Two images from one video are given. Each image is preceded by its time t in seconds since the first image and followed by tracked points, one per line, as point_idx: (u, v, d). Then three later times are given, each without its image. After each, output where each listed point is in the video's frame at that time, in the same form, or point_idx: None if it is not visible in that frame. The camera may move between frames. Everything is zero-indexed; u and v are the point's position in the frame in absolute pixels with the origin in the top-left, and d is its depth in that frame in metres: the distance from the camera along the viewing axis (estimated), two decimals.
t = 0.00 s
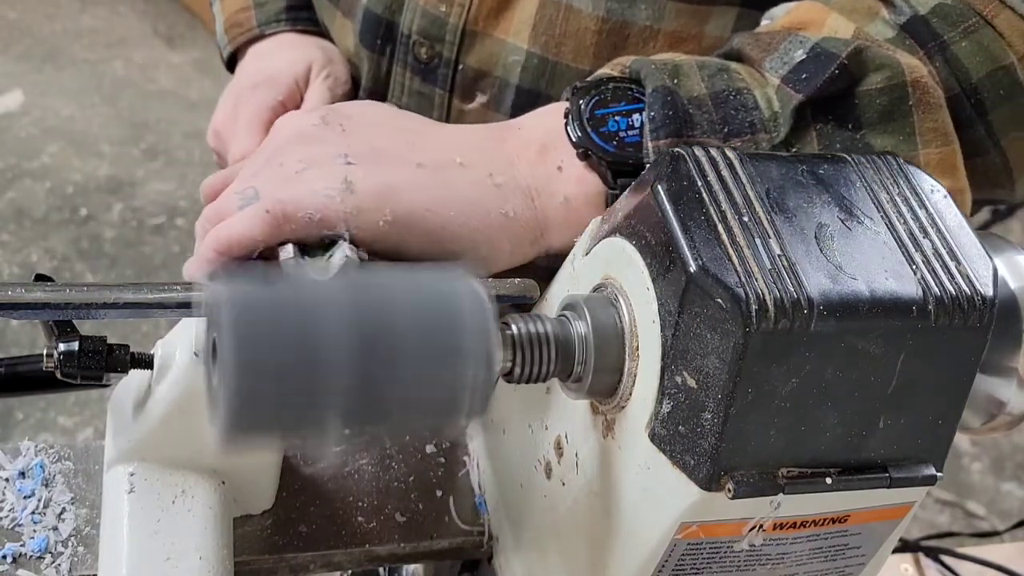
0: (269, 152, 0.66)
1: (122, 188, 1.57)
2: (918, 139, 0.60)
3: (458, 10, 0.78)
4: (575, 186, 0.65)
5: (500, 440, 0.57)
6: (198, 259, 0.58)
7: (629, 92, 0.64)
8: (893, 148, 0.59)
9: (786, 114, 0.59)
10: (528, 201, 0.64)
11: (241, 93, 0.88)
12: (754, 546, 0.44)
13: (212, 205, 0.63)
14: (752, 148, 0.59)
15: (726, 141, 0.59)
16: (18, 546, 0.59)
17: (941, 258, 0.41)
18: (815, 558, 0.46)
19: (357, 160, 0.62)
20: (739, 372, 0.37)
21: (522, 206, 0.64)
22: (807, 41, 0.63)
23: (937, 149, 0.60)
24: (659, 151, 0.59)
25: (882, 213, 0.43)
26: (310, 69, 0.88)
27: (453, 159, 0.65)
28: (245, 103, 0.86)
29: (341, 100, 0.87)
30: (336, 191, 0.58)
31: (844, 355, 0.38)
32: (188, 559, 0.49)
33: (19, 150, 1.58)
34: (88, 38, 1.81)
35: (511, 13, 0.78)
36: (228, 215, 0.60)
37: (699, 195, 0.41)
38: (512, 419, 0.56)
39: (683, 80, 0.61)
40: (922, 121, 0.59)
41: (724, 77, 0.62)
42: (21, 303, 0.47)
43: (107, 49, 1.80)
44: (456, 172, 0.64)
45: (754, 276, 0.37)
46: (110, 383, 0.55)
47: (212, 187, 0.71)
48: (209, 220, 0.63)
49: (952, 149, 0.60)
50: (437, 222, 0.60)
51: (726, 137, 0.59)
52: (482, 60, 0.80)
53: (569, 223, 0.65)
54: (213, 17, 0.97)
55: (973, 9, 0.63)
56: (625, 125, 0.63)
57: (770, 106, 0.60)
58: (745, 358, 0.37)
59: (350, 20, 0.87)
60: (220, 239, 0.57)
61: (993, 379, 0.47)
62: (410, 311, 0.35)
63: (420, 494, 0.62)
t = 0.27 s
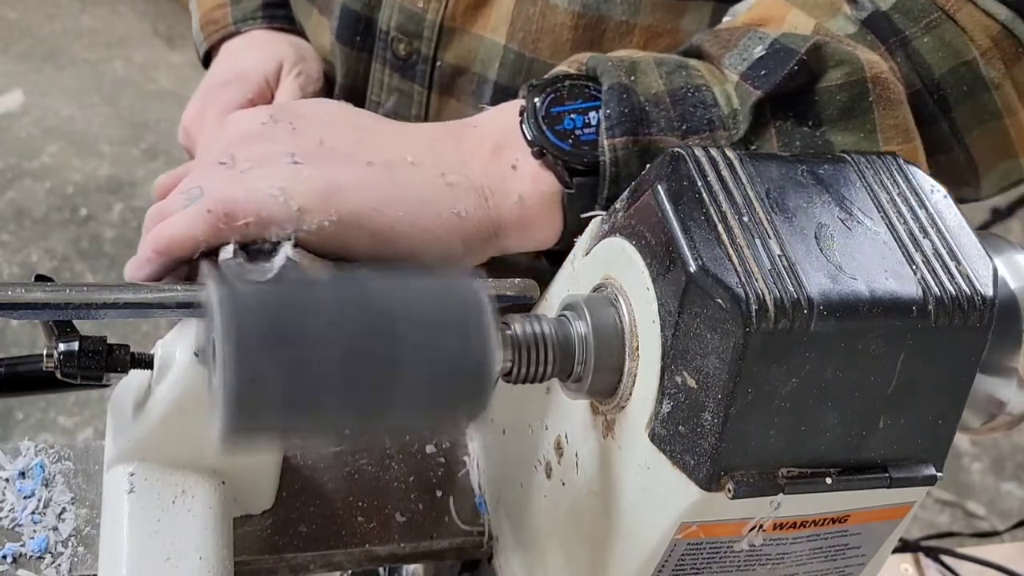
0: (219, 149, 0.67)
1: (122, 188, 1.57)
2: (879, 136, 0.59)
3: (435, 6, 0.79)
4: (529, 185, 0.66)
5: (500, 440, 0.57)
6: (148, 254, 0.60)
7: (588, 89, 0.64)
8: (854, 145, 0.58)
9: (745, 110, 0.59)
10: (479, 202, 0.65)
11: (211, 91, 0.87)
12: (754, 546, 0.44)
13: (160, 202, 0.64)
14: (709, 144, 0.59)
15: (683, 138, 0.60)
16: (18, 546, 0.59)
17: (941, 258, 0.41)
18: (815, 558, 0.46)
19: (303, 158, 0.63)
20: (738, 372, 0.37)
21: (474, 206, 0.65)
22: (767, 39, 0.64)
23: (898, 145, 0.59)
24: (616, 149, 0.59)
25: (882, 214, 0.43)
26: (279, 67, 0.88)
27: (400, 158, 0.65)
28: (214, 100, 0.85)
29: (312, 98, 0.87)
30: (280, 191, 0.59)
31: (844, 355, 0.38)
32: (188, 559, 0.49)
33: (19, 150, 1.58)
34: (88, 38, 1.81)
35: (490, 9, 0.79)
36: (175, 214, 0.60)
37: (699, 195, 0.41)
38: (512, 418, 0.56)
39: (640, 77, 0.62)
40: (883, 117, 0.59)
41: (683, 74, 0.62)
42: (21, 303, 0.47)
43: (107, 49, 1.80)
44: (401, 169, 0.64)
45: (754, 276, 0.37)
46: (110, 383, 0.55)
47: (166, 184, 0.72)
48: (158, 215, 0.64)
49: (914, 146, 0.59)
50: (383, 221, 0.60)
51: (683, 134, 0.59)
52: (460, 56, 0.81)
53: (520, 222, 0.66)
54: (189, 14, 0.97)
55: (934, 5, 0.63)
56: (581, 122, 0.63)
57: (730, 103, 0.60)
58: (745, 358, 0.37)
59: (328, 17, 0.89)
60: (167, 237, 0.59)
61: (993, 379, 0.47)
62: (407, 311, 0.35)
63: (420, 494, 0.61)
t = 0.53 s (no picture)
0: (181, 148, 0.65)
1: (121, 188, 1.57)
2: (849, 133, 0.57)
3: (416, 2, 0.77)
4: (496, 184, 0.64)
5: (500, 440, 0.57)
6: (105, 254, 0.58)
7: (552, 87, 0.63)
8: (824, 143, 0.56)
9: (714, 107, 0.58)
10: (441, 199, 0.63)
11: (185, 90, 0.87)
12: (754, 546, 0.44)
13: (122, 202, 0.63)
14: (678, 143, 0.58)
15: (651, 136, 0.58)
16: (18, 546, 0.59)
17: (941, 258, 0.41)
18: (815, 558, 0.46)
19: (263, 157, 0.61)
20: (738, 372, 0.37)
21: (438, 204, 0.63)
22: (737, 33, 0.62)
23: (870, 142, 0.57)
24: (583, 147, 0.58)
25: (882, 213, 0.43)
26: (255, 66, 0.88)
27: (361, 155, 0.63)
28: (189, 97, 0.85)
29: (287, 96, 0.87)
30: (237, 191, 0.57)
31: (844, 355, 0.38)
32: (188, 559, 0.49)
33: (19, 150, 1.58)
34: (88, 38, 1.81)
35: (470, 5, 0.78)
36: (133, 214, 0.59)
37: (699, 195, 0.41)
38: (512, 419, 0.56)
39: (605, 74, 0.60)
40: (853, 114, 0.57)
41: (651, 71, 0.61)
42: (21, 303, 0.47)
43: (107, 49, 1.80)
44: (362, 166, 0.62)
45: (754, 276, 0.37)
46: (110, 383, 0.55)
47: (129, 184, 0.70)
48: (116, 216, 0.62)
49: (886, 143, 0.57)
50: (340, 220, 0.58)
51: (651, 132, 0.58)
52: (441, 53, 0.79)
53: (486, 222, 0.64)
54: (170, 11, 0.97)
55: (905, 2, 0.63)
56: (547, 120, 0.62)
57: (698, 100, 0.59)
58: (745, 358, 0.37)
59: (310, 15, 0.89)
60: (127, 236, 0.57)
61: (993, 379, 0.47)
62: (408, 313, 0.35)
63: (420, 494, 0.62)
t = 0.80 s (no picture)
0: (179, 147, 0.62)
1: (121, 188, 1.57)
2: (845, 139, 0.56)
3: None
4: (496, 184, 0.60)
5: (500, 440, 0.57)
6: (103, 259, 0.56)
7: (555, 86, 0.61)
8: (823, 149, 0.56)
9: (714, 110, 0.56)
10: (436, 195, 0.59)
11: (180, 80, 0.85)
12: (754, 546, 0.44)
13: (121, 201, 0.60)
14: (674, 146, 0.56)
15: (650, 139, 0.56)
16: (18, 546, 0.59)
17: (941, 258, 0.41)
18: (815, 558, 0.46)
19: (260, 153, 0.58)
20: (739, 372, 0.37)
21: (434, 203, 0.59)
22: (737, 37, 0.60)
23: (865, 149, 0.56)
24: (582, 148, 0.56)
25: (882, 214, 0.43)
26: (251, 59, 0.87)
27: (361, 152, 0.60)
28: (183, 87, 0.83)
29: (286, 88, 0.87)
30: (234, 189, 0.55)
31: (843, 355, 0.38)
32: (188, 559, 0.49)
33: (19, 151, 1.58)
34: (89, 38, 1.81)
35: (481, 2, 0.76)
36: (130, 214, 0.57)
37: (699, 195, 0.41)
38: (512, 419, 0.56)
39: (605, 73, 0.58)
40: (850, 120, 0.56)
41: (651, 73, 0.59)
42: (21, 303, 0.47)
43: (107, 49, 1.80)
44: (357, 162, 0.59)
45: (754, 276, 0.37)
46: (110, 383, 0.55)
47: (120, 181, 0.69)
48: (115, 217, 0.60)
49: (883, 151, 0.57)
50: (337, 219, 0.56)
51: (651, 135, 0.56)
52: (451, 50, 0.78)
53: (486, 223, 0.60)
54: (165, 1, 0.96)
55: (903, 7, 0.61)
56: (547, 121, 0.60)
57: (698, 103, 0.57)
58: (745, 358, 0.37)
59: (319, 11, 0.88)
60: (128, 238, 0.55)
61: (993, 379, 0.47)
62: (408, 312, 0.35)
63: (420, 494, 0.62)
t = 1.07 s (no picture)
0: (316, 155, 0.68)
1: (121, 188, 1.57)
2: (957, 155, 0.58)
3: (494, 19, 0.76)
4: (620, 185, 0.64)
5: (501, 440, 0.57)
6: (243, 252, 0.58)
7: (676, 91, 0.62)
8: (933, 164, 0.58)
9: (831, 121, 0.59)
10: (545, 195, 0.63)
11: (267, 91, 0.86)
12: (754, 546, 0.44)
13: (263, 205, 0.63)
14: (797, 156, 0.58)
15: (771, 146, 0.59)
16: (18, 546, 0.59)
17: (942, 258, 0.41)
18: (815, 558, 0.46)
19: (397, 163, 0.63)
20: (738, 372, 0.37)
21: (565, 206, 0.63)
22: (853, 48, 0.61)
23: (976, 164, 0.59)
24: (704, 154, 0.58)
25: (882, 214, 0.43)
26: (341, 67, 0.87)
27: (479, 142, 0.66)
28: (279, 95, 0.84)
29: (377, 93, 0.87)
30: (384, 193, 0.59)
31: (843, 355, 0.38)
32: (188, 559, 0.49)
33: (19, 150, 1.58)
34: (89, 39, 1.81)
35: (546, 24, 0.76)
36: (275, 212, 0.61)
37: (699, 195, 0.41)
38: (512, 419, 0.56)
39: (732, 80, 0.60)
40: (962, 136, 0.58)
41: (772, 81, 0.60)
42: (21, 304, 0.47)
43: (107, 49, 1.80)
44: (472, 168, 0.63)
45: (754, 276, 0.37)
46: (110, 383, 0.55)
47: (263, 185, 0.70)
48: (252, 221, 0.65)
49: (993, 167, 0.59)
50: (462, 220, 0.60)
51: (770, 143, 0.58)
52: (518, 69, 0.78)
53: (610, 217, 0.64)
54: (254, 13, 0.97)
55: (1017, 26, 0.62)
56: (672, 126, 0.62)
57: (816, 113, 0.59)
58: (745, 358, 0.37)
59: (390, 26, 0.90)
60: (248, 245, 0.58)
61: (993, 379, 0.47)
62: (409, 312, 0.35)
63: (420, 494, 0.62)
